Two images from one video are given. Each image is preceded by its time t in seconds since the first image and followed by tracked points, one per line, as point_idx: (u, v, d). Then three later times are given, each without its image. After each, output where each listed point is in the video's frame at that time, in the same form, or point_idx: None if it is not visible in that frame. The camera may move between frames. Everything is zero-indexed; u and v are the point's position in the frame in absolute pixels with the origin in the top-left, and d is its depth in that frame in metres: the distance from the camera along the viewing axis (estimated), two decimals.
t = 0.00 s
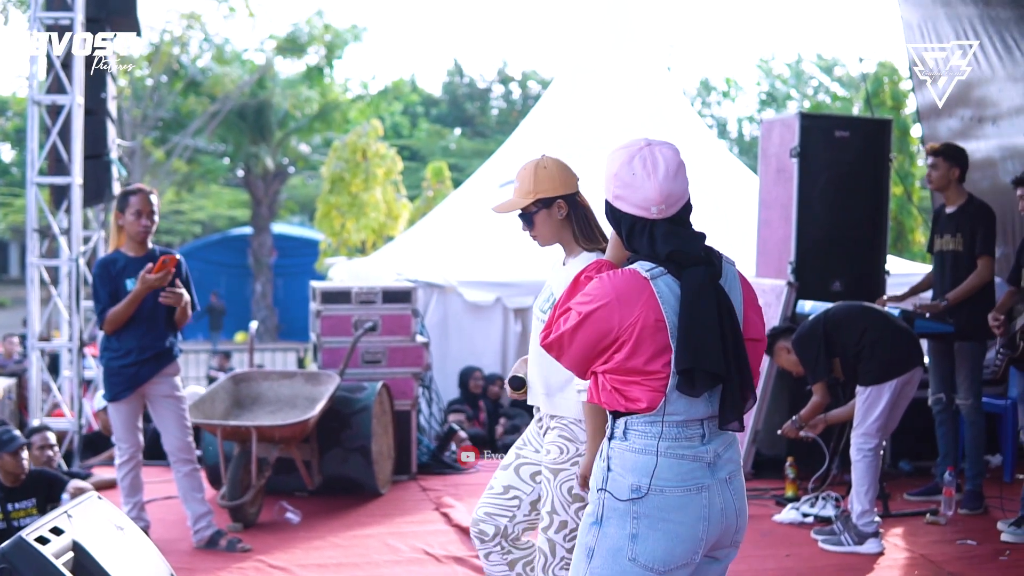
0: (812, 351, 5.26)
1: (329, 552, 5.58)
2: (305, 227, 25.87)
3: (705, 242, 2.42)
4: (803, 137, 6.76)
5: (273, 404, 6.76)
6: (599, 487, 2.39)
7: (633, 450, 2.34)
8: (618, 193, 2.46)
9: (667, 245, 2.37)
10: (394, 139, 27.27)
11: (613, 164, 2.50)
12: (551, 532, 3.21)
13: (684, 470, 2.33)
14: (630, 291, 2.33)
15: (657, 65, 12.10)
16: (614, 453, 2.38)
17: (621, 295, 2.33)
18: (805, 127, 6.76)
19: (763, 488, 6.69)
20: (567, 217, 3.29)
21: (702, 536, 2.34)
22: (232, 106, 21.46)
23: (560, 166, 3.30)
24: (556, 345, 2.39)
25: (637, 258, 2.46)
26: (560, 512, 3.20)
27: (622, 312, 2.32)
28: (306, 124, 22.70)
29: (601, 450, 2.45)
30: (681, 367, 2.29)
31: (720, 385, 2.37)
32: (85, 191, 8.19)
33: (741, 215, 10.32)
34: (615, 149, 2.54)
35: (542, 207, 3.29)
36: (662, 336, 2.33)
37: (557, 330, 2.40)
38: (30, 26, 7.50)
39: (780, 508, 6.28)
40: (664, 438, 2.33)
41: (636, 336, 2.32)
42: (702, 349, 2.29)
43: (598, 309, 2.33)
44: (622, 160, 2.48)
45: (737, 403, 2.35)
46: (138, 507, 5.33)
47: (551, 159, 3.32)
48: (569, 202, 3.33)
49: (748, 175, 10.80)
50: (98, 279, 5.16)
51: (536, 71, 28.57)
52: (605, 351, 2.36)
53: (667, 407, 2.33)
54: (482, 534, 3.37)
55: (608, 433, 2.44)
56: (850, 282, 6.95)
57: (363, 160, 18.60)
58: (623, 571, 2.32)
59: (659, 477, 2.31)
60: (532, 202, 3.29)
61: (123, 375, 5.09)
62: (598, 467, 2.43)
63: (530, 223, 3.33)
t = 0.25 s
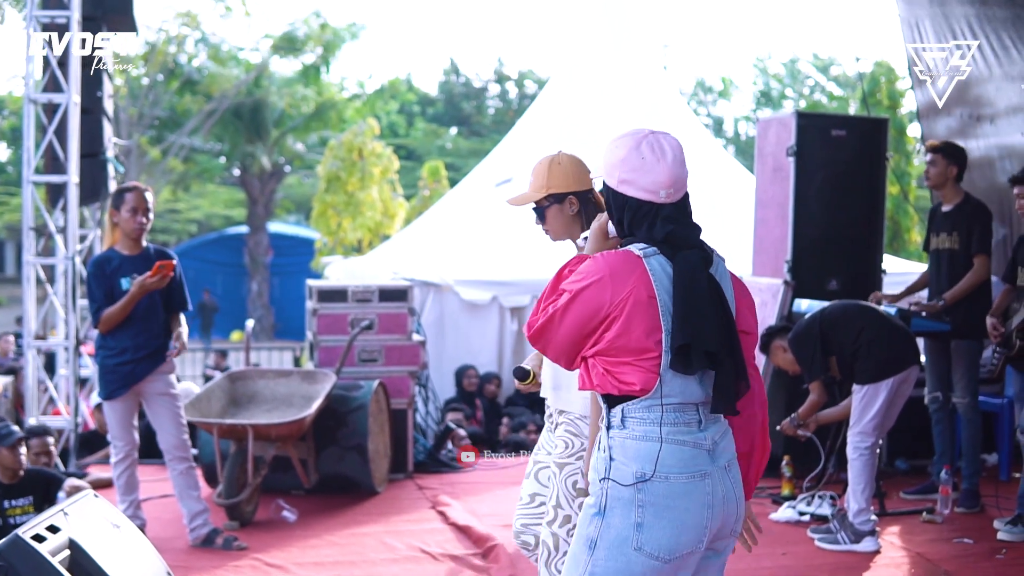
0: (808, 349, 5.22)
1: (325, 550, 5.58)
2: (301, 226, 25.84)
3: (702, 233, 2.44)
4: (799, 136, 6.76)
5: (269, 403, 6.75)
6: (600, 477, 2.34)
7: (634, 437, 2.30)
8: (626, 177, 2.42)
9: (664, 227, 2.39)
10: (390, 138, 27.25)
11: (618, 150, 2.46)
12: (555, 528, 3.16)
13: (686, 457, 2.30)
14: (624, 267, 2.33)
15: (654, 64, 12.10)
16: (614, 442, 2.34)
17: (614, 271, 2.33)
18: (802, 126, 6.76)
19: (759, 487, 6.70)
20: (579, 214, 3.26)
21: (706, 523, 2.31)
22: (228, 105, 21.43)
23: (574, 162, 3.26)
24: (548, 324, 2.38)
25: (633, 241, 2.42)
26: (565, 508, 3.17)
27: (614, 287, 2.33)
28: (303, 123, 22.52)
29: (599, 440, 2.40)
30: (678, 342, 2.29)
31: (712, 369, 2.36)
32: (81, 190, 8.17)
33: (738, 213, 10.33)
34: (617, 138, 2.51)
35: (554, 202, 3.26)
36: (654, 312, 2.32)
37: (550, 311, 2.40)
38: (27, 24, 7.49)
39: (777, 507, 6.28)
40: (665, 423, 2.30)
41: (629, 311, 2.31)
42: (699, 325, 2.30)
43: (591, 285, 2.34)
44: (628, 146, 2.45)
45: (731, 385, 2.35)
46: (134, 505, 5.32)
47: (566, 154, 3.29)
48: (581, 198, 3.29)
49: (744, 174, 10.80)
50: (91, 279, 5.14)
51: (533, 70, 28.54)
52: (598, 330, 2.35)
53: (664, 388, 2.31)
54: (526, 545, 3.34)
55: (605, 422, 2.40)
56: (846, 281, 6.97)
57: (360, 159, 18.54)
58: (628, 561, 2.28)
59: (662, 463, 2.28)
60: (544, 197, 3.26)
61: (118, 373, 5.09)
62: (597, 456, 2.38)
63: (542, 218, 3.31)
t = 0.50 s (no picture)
0: (806, 349, 5.22)
1: (323, 548, 5.57)
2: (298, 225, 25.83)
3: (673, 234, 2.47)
4: (797, 134, 6.77)
5: (266, 401, 6.75)
6: (581, 486, 2.35)
7: (611, 443, 2.32)
8: (604, 182, 2.41)
9: (637, 222, 2.41)
10: (387, 137, 27.25)
11: (592, 155, 2.44)
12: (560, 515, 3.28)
13: (664, 459, 2.31)
14: (593, 261, 2.35)
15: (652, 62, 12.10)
16: (592, 449, 2.35)
17: (584, 266, 2.34)
18: (799, 125, 6.77)
19: (756, 485, 6.71)
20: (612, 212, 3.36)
21: (689, 525, 2.33)
22: (225, 104, 21.41)
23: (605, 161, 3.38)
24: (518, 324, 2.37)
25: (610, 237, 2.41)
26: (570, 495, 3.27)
27: (585, 281, 2.33)
28: (300, 122, 22.49)
29: (576, 447, 2.41)
30: (657, 335, 2.29)
31: (683, 367, 2.39)
32: (79, 188, 8.15)
33: (735, 212, 10.33)
34: (583, 144, 2.49)
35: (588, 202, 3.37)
36: (628, 306, 2.33)
37: (521, 316, 2.37)
38: (24, 22, 7.48)
39: (774, 505, 6.29)
40: (643, 425, 2.32)
41: (601, 304, 2.32)
42: (679, 318, 2.31)
43: (561, 283, 2.34)
44: (600, 150, 2.44)
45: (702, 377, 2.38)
46: (131, 504, 5.32)
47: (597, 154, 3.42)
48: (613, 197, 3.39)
49: (742, 173, 10.80)
50: (89, 277, 5.13)
51: (530, 68, 28.53)
52: (571, 329, 2.34)
53: (634, 387, 2.32)
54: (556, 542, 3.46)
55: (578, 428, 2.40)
56: (844, 279, 6.96)
57: (356, 158, 18.58)
58: (616, 567, 2.29)
59: (643, 467, 2.30)
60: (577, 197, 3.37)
61: (116, 371, 5.07)
62: (576, 464, 2.39)
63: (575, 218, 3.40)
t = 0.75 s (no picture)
0: (802, 348, 5.22)
1: (319, 549, 5.57)
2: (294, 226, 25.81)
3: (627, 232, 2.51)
4: (792, 134, 6.78)
5: (263, 401, 6.74)
6: (534, 483, 2.36)
7: (566, 440, 2.34)
8: (559, 180, 2.42)
9: (592, 221, 2.45)
10: (383, 137, 27.25)
11: (547, 153, 2.46)
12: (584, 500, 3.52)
13: (620, 457, 2.33)
14: (551, 262, 2.37)
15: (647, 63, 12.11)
16: (546, 446, 2.37)
17: (543, 267, 2.36)
18: (795, 125, 6.78)
19: (753, 485, 6.71)
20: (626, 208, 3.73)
21: (641, 525, 2.35)
22: (220, 104, 21.38)
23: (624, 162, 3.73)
24: (478, 327, 2.36)
25: (564, 237, 2.43)
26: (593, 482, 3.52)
27: (544, 282, 2.35)
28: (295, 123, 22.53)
29: (531, 444, 2.43)
30: (616, 333, 2.33)
31: (643, 363, 2.41)
32: (74, 188, 8.13)
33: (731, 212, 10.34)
34: (536, 143, 2.51)
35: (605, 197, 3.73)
36: (587, 306, 2.36)
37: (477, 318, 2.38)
38: (19, 23, 7.47)
39: (770, 505, 6.29)
40: (598, 423, 2.33)
41: (560, 305, 2.34)
42: (637, 317, 2.35)
43: (519, 284, 2.35)
44: (555, 147, 2.46)
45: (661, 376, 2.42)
46: (127, 505, 5.30)
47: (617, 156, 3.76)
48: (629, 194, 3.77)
49: (737, 173, 10.82)
50: (86, 277, 5.11)
51: (525, 69, 28.53)
52: (529, 330, 2.36)
53: (594, 385, 2.34)
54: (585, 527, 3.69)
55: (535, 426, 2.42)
56: (839, 279, 6.96)
57: (352, 159, 18.63)
58: (566, 565, 2.30)
59: (595, 465, 2.31)
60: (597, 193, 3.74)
61: (113, 372, 5.06)
62: (529, 461, 2.40)
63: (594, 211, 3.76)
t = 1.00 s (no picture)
0: (799, 347, 5.22)
1: (316, 549, 5.55)
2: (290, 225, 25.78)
3: (585, 235, 2.49)
4: (790, 134, 6.78)
5: (259, 401, 6.73)
6: (495, 488, 2.34)
7: (527, 445, 2.31)
8: (517, 184, 2.42)
9: (549, 225, 2.43)
10: (379, 137, 27.22)
11: (503, 157, 2.45)
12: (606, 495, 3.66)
13: (582, 463, 2.30)
14: (510, 270, 2.33)
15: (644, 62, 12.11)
16: (508, 451, 2.35)
17: (501, 275, 2.32)
18: (792, 124, 6.78)
19: (750, 485, 6.71)
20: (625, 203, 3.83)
21: (603, 531, 2.32)
22: (217, 103, 21.35)
23: (622, 157, 3.85)
24: (438, 340, 2.31)
25: (520, 243, 2.41)
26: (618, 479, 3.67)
27: (503, 291, 2.31)
28: (292, 122, 22.49)
29: (494, 450, 2.41)
30: (574, 340, 2.30)
31: (605, 367, 2.39)
32: (70, 188, 8.11)
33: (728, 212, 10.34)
34: (492, 146, 2.50)
35: (604, 192, 3.85)
36: (546, 312, 2.33)
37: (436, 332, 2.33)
38: (16, 22, 7.47)
39: (768, 504, 6.29)
40: (560, 428, 2.31)
41: (520, 314, 2.30)
42: (596, 323, 2.32)
43: (478, 295, 2.31)
44: (512, 150, 2.45)
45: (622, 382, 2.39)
46: (124, 505, 5.29)
47: (616, 152, 3.88)
48: (628, 189, 3.86)
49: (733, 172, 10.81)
50: (81, 275, 5.11)
51: (522, 68, 28.52)
52: (489, 341, 2.32)
53: (555, 392, 2.32)
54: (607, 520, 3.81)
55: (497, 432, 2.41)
56: (837, 278, 6.94)
57: (349, 158, 18.57)
58: (527, 571, 2.27)
59: (556, 470, 2.29)
60: (596, 187, 3.86)
61: (110, 370, 5.05)
62: (490, 467, 2.38)
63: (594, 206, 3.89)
